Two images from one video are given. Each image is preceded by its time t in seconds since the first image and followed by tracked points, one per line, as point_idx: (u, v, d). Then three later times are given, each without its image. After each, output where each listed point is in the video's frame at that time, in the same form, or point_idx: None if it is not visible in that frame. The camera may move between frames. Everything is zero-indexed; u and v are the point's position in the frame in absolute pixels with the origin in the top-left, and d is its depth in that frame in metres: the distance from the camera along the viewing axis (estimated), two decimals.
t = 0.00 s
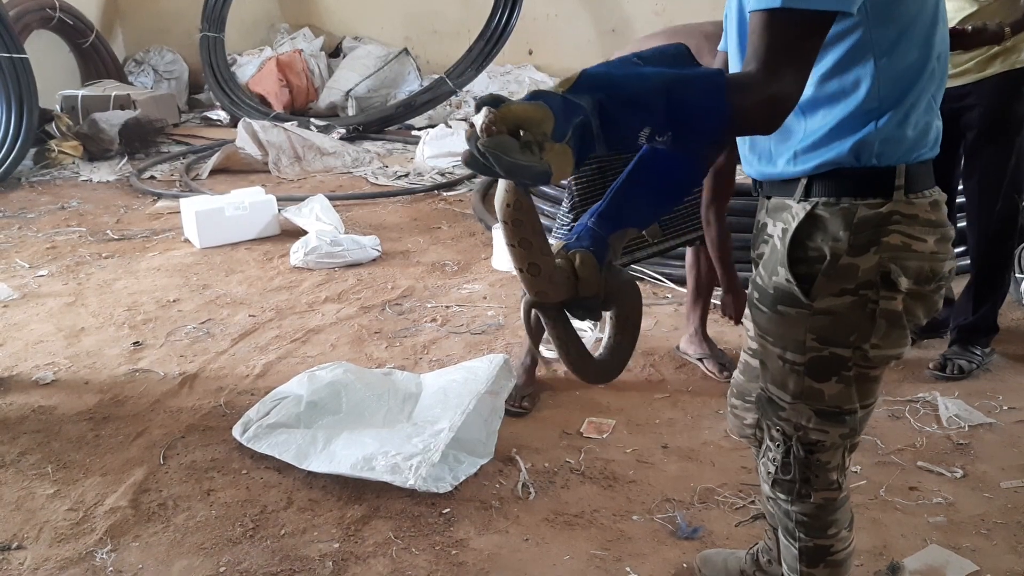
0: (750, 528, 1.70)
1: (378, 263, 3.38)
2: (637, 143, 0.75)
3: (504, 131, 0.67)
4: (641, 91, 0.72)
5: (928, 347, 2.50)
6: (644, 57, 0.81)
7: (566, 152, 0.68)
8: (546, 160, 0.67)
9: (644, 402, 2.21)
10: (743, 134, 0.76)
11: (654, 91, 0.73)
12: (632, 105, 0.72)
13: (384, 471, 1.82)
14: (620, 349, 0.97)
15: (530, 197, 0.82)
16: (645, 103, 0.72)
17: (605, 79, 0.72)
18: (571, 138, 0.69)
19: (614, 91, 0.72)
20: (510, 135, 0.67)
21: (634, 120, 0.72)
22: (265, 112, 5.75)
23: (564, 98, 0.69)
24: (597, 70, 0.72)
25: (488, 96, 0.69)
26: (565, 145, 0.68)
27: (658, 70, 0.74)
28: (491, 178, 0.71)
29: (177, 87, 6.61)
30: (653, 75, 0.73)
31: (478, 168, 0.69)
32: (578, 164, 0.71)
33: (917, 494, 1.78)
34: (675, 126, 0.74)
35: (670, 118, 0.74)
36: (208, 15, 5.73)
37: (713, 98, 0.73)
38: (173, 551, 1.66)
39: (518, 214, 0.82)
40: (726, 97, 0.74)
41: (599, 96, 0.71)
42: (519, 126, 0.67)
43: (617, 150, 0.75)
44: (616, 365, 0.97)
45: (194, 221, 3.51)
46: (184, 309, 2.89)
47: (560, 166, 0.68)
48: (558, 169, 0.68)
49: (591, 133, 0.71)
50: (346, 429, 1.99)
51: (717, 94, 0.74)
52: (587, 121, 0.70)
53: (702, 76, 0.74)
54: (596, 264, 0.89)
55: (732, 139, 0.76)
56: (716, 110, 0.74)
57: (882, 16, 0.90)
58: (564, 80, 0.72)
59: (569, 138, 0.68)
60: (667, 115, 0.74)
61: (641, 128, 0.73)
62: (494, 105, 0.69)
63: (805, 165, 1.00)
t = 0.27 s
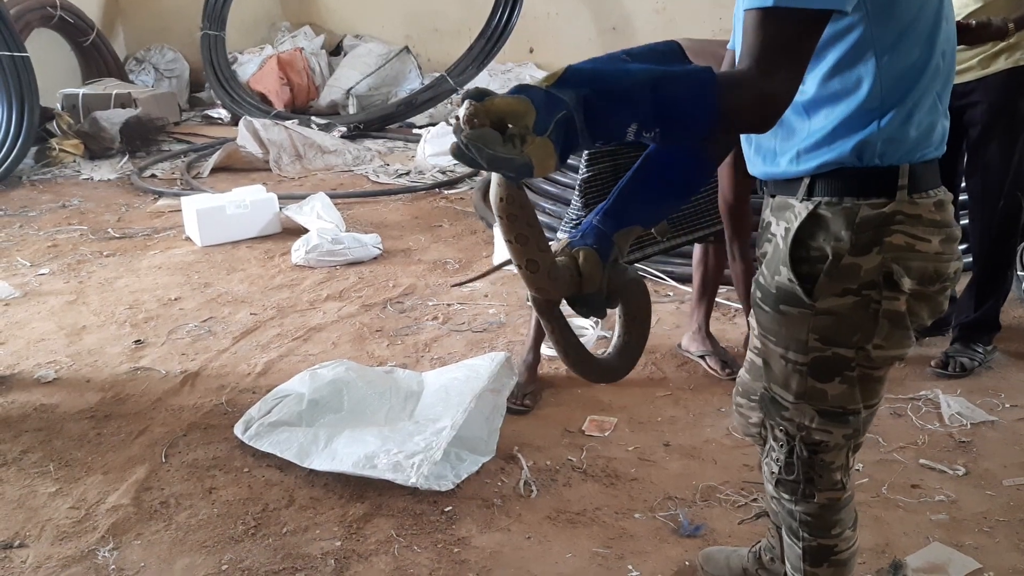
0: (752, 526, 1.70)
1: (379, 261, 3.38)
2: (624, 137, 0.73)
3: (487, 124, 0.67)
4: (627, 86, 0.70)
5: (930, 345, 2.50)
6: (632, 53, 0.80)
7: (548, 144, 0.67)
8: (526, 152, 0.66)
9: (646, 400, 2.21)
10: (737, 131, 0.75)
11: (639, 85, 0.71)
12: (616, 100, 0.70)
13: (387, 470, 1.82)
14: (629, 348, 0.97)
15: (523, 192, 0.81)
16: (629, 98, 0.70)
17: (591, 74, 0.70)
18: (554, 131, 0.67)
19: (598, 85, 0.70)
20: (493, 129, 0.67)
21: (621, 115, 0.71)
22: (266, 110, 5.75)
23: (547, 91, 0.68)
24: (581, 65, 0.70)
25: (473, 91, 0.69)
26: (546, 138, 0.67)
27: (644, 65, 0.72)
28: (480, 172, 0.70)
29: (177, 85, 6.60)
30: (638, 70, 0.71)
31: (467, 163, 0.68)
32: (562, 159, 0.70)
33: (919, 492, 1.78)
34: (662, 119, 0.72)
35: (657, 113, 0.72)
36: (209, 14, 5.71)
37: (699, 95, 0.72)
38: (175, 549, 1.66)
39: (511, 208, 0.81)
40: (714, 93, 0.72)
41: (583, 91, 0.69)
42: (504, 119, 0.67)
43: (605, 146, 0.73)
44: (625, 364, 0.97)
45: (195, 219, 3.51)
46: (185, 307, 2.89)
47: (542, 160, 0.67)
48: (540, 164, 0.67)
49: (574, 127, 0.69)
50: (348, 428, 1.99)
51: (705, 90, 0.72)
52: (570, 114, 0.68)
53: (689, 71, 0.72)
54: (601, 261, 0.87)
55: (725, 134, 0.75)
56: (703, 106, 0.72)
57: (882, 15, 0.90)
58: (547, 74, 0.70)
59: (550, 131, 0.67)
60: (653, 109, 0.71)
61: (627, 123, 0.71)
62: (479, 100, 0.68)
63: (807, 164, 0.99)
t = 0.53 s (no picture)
0: (753, 524, 1.70)
1: (380, 260, 3.38)
2: (627, 140, 0.74)
3: (491, 130, 0.67)
4: (629, 90, 0.71)
5: (932, 343, 2.50)
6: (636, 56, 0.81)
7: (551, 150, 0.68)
8: (530, 158, 0.67)
9: (647, 399, 2.21)
10: (738, 132, 0.75)
11: (642, 88, 0.71)
12: (619, 104, 0.71)
13: (389, 468, 1.82)
14: (637, 346, 0.96)
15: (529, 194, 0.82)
16: (632, 102, 0.71)
17: (593, 79, 0.71)
18: (557, 137, 0.68)
19: (602, 90, 0.71)
20: (498, 135, 0.67)
21: (623, 119, 0.71)
22: (266, 109, 5.75)
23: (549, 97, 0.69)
24: (586, 70, 0.71)
25: (478, 96, 0.69)
26: (550, 144, 0.68)
27: (648, 69, 0.73)
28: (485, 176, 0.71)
29: (178, 84, 6.60)
30: (642, 74, 0.72)
31: (474, 168, 0.69)
32: (564, 162, 0.71)
33: (920, 490, 1.78)
34: (665, 122, 0.72)
35: (659, 116, 0.72)
36: (211, 13, 5.70)
37: (701, 99, 0.72)
38: (177, 547, 1.66)
39: (518, 210, 0.82)
40: (715, 98, 0.72)
41: (586, 96, 0.70)
42: (508, 126, 0.67)
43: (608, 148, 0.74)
44: (635, 363, 0.96)
45: (196, 218, 3.51)
46: (187, 306, 2.89)
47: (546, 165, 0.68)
48: (543, 169, 0.68)
49: (578, 131, 0.70)
50: (349, 427, 1.99)
51: (707, 95, 0.72)
52: (573, 119, 0.69)
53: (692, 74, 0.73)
54: (609, 259, 0.90)
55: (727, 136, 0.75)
56: (704, 109, 0.72)
57: (885, 15, 0.90)
58: (552, 80, 0.71)
59: (553, 138, 0.68)
60: (656, 112, 0.72)
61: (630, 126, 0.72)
62: (483, 105, 0.69)
63: (807, 162, 0.99)
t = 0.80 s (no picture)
0: (754, 523, 1.70)
1: (381, 258, 3.38)
2: (636, 139, 0.74)
3: (503, 129, 0.67)
4: (638, 89, 0.71)
5: (933, 342, 2.49)
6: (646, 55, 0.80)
7: (563, 150, 0.68)
8: (541, 158, 0.67)
9: (648, 398, 2.21)
10: (744, 131, 0.75)
11: (650, 87, 0.71)
12: (627, 102, 0.71)
13: (390, 467, 1.82)
14: (645, 343, 0.94)
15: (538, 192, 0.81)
16: (640, 102, 0.71)
17: (603, 78, 0.71)
18: (568, 135, 0.69)
19: (611, 89, 0.71)
20: (509, 133, 0.67)
21: (632, 118, 0.71)
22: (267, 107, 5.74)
23: (561, 96, 0.69)
24: (597, 69, 0.71)
25: (490, 94, 0.69)
26: (561, 143, 0.68)
27: (658, 68, 0.73)
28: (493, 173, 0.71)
29: (179, 82, 6.60)
30: (652, 73, 0.72)
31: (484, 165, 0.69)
32: (574, 161, 0.71)
33: (921, 489, 1.78)
34: (672, 120, 0.72)
35: (667, 114, 0.72)
36: (210, 10, 5.71)
37: (710, 97, 0.72)
38: (177, 546, 1.66)
39: (525, 209, 0.81)
40: (723, 97, 0.72)
41: (597, 95, 0.70)
42: (520, 124, 0.67)
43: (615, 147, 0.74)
44: (642, 362, 0.95)
45: (196, 216, 3.51)
46: (187, 305, 2.89)
47: (555, 165, 0.68)
48: (554, 168, 0.69)
49: (588, 131, 0.70)
50: (350, 425, 1.99)
51: (715, 94, 0.72)
52: (584, 119, 0.69)
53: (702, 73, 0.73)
54: (614, 257, 0.90)
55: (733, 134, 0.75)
56: (712, 108, 0.72)
57: (895, 13, 0.90)
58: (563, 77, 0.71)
59: (564, 135, 0.68)
60: (664, 111, 0.72)
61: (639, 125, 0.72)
62: (495, 103, 0.69)
63: (809, 158, 0.99)
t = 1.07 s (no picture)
0: (755, 521, 1.70)
1: (382, 256, 3.38)
2: (640, 135, 0.74)
3: (509, 123, 0.68)
4: (643, 86, 0.71)
5: (934, 341, 2.49)
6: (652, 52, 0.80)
7: (567, 145, 0.69)
8: (547, 152, 0.69)
9: (649, 396, 2.21)
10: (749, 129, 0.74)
11: (655, 83, 0.71)
12: (633, 99, 0.71)
13: (391, 464, 1.82)
14: (651, 339, 0.97)
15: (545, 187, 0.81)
16: (645, 98, 0.71)
17: (608, 74, 0.71)
18: (572, 131, 0.69)
19: (618, 85, 0.71)
20: (515, 128, 0.68)
21: (637, 114, 0.72)
22: (268, 105, 5.74)
23: (566, 90, 0.69)
24: (602, 64, 0.71)
25: (496, 90, 0.70)
26: (566, 138, 0.69)
27: (663, 65, 0.73)
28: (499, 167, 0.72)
29: (180, 80, 6.60)
30: (657, 69, 0.72)
31: (489, 160, 0.70)
32: (578, 157, 0.71)
33: (922, 487, 1.77)
34: (677, 116, 0.72)
35: (672, 110, 0.72)
36: (211, 8, 5.71)
37: (716, 95, 0.72)
38: (178, 544, 1.66)
39: (533, 204, 0.81)
40: (728, 94, 0.72)
41: (602, 90, 0.70)
42: (526, 119, 0.68)
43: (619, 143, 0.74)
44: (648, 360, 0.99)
45: (197, 214, 3.51)
46: (188, 303, 2.89)
47: (561, 159, 0.69)
48: (559, 162, 0.70)
49: (593, 125, 0.70)
50: (350, 423, 1.99)
51: (720, 90, 0.72)
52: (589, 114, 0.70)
53: (708, 69, 0.73)
54: (621, 254, 0.90)
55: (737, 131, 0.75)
56: (716, 104, 0.72)
57: (901, 9, 0.90)
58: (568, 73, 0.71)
59: (569, 131, 0.69)
60: (669, 108, 0.72)
61: (644, 121, 0.72)
62: (501, 98, 0.69)
63: (814, 154, 0.99)
